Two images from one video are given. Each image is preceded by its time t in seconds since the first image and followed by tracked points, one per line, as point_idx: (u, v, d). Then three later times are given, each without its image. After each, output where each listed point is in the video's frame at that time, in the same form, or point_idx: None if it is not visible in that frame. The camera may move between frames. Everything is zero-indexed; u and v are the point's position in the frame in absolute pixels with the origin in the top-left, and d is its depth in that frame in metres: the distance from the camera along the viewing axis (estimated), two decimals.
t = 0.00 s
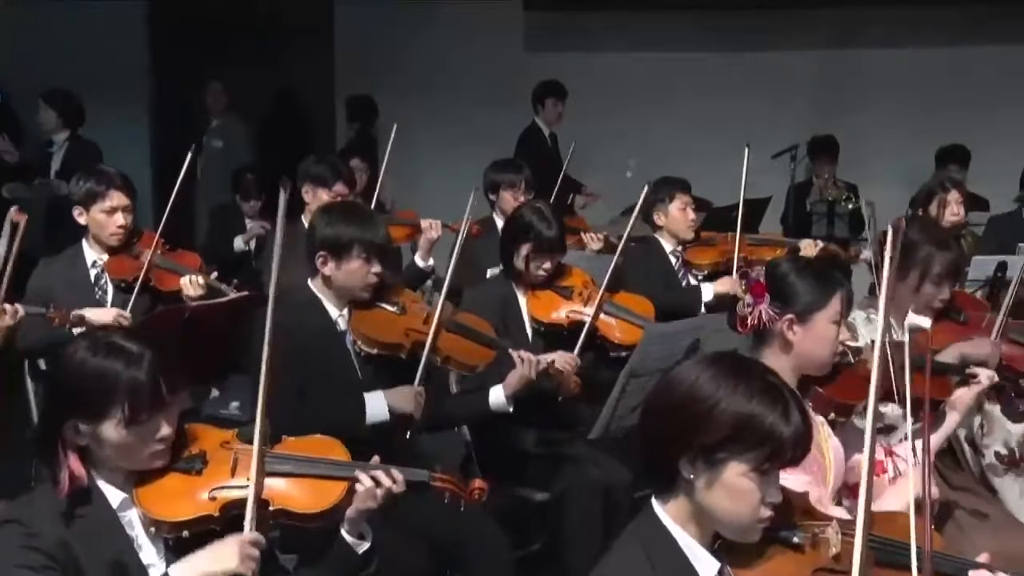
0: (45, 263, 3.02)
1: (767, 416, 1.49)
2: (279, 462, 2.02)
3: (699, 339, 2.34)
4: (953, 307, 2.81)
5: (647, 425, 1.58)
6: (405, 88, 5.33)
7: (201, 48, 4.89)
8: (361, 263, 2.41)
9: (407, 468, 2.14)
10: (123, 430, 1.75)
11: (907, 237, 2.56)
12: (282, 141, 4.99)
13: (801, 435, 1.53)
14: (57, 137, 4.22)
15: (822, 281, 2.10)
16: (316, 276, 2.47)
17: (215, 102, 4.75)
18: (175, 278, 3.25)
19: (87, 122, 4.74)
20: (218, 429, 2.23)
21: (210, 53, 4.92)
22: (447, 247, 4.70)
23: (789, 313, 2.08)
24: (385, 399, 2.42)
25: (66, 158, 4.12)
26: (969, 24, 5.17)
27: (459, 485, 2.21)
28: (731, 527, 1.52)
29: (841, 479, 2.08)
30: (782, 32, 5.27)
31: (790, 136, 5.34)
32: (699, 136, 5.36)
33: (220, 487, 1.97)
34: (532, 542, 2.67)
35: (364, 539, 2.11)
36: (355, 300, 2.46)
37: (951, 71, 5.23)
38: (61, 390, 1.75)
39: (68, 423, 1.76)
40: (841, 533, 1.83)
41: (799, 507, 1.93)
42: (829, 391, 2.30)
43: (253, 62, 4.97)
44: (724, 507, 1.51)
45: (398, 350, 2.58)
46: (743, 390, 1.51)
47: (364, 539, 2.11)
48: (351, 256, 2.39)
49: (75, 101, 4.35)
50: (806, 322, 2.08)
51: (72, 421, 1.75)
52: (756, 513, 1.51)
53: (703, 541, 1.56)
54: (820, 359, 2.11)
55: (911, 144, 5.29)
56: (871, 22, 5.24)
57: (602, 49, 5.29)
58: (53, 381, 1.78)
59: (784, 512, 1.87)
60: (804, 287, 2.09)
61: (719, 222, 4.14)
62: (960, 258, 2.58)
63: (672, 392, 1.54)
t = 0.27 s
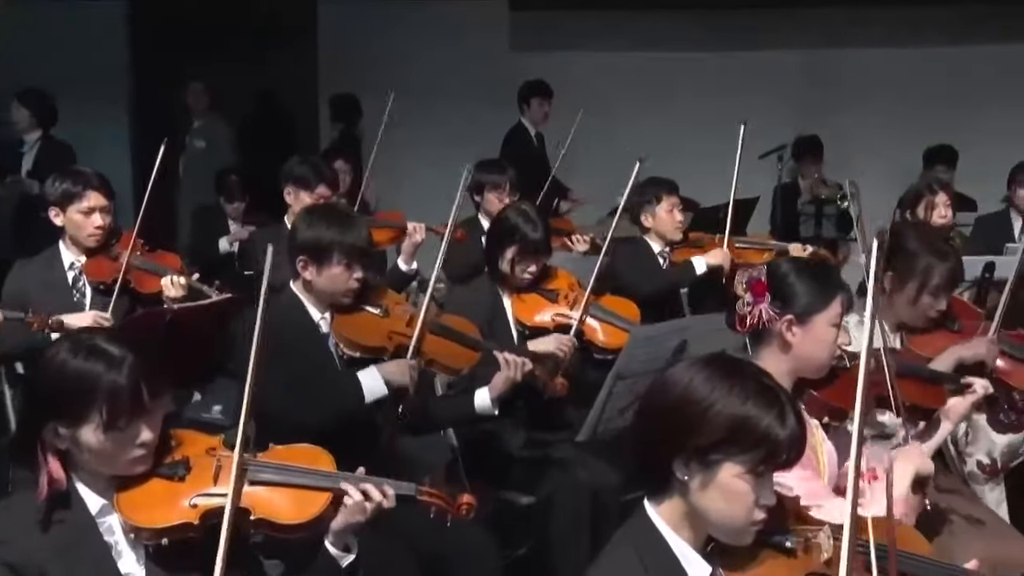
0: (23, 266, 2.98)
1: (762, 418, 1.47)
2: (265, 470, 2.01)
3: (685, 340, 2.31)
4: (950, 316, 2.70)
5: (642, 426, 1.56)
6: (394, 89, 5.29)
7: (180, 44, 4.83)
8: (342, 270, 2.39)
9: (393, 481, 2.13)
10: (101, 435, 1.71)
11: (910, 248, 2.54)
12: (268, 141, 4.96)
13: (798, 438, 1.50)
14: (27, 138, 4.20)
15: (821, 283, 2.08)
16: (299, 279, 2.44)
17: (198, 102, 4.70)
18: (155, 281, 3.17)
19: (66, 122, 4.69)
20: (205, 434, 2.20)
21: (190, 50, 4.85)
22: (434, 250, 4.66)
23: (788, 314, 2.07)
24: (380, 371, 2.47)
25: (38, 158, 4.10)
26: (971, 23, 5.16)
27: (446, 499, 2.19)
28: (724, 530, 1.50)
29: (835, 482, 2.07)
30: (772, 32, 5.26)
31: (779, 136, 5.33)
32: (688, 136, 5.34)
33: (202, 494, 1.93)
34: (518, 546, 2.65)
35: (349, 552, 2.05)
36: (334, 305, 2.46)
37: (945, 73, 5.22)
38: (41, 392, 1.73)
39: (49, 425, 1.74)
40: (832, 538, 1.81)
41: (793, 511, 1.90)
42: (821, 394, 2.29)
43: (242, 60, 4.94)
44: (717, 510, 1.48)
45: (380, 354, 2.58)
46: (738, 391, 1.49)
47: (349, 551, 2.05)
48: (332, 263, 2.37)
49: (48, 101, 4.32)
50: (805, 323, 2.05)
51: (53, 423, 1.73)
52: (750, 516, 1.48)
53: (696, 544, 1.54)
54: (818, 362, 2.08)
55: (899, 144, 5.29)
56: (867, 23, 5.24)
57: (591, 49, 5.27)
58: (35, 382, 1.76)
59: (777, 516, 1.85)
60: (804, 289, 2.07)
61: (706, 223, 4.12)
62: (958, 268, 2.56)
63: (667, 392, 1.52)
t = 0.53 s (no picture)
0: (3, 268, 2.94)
1: (753, 418, 1.46)
2: (254, 474, 1.98)
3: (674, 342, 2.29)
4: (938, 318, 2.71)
5: (632, 426, 1.55)
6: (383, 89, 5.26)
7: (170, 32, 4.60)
8: (330, 271, 2.36)
9: (383, 486, 2.09)
10: (88, 437, 1.69)
11: (898, 250, 2.53)
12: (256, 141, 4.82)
13: (789, 438, 1.50)
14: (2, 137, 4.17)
15: (809, 285, 2.07)
16: (286, 280, 2.42)
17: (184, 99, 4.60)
18: (136, 282, 3.12)
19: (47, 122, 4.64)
20: (193, 437, 2.14)
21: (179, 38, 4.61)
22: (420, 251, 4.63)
23: (776, 314, 2.06)
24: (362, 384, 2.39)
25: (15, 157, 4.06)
26: (971, 23, 5.13)
27: (436, 503, 2.15)
28: (715, 531, 1.49)
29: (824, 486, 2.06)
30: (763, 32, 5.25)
31: (767, 136, 5.33)
32: (677, 136, 5.34)
33: (189, 497, 1.90)
34: (506, 549, 2.63)
35: (337, 556, 2.07)
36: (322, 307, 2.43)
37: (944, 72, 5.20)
38: (26, 392, 1.70)
39: (33, 426, 1.71)
40: (821, 540, 1.81)
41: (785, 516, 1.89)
42: (812, 397, 2.25)
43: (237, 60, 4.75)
44: (708, 510, 1.47)
45: (368, 356, 2.51)
46: (730, 391, 1.48)
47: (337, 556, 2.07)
48: (319, 265, 2.35)
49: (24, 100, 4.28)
50: (793, 323, 2.04)
51: (37, 425, 1.70)
52: (740, 517, 1.47)
53: (686, 545, 1.53)
54: (804, 362, 2.08)
55: (887, 144, 5.30)
56: (862, 24, 5.22)
57: (582, 48, 5.24)
58: (19, 382, 1.73)
59: (767, 518, 1.84)
60: (790, 289, 2.06)
61: (695, 224, 4.11)
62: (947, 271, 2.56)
63: (658, 391, 1.51)
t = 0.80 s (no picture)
0: None
1: (739, 422, 1.45)
2: (238, 479, 1.95)
3: (660, 344, 2.28)
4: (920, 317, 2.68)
5: (618, 429, 1.53)
6: (371, 90, 5.24)
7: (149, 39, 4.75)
8: (320, 272, 2.33)
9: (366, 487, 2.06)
10: (69, 443, 1.67)
11: (872, 246, 2.51)
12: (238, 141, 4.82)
13: (776, 443, 1.48)
14: None
15: (788, 286, 2.06)
16: (273, 282, 2.38)
17: (165, 101, 4.64)
18: (116, 285, 3.07)
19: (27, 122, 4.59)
20: (173, 442, 2.11)
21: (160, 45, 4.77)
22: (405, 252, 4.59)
23: (753, 317, 2.04)
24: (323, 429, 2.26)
25: None
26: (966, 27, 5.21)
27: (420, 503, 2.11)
28: (699, 536, 1.47)
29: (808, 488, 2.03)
30: (753, 33, 5.27)
31: (754, 138, 5.33)
32: (664, 138, 5.33)
33: (171, 502, 1.87)
34: (492, 553, 2.62)
35: (322, 558, 2.05)
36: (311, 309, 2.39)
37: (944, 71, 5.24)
38: (3, 398, 1.66)
39: (11, 433, 1.67)
40: (807, 544, 1.79)
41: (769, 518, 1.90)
42: (793, 400, 2.25)
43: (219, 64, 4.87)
44: (693, 514, 1.46)
45: (354, 360, 2.45)
46: (717, 394, 1.46)
47: (322, 558, 2.05)
48: (310, 265, 2.32)
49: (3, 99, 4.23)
50: (771, 326, 2.03)
51: (16, 432, 1.66)
52: (725, 521, 1.46)
53: (671, 550, 1.51)
54: (785, 364, 2.06)
55: (873, 146, 5.31)
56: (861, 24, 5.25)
57: (573, 49, 5.25)
58: None
59: (752, 521, 1.83)
60: (769, 291, 2.05)
61: (682, 227, 4.11)
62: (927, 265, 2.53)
63: (644, 395, 1.49)
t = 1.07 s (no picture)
0: None
1: (719, 428, 1.44)
2: (219, 483, 1.92)
3: (646, 347, 2.27)
4: (898, 314, 2.72)
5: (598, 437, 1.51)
6: (357, 90, 5.19)
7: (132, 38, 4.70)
8: (299, 276, 2.30)
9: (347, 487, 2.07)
10: (48, 451, 1.63)
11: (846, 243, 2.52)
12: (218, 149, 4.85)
13: (756, 447, 1.47)
14: None
15: (765, 289, 2.04)
16: (253, 287, 2.35)
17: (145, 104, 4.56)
18: (96, 291, 3.10)
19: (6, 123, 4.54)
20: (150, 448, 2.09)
21: (143, 44, 4.72)
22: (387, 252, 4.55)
23: (731, 321, 2.03)
24: (307, 443, 2.23)
25: None
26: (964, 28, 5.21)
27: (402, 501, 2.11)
28: (681, 543, 1.47)
29: (790, 489, 2.00)
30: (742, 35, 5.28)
31: (741, 139, 5.32)
32: (652, 139, 5.32)
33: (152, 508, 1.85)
34: (476, 559, 2.61)
35: (304, 560, 2.03)
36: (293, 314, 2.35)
37: (945, 71, 5.25)
38: None
39: None
40: (790, 545, 1.78)
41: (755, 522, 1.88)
42: (773, 401, 2.23)
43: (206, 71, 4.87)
44: (675, 521, 1.45)
45: (337, 365, 2.45)
46: (696, 402, 1.45)
47: (304, 559, 2.02)
48: (290, 271, 2.29)
49: None
50: (749, 330, 2.02)
51: None
52: (707, 528, 1.45)
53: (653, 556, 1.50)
54: (763, 368, 2.04)
55: (859, 147, 5.31)
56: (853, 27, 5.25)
57: (561, 50, 5.23)
58: None
59: (736, 524, 1.82)
60: (748, 295, 2.03)
61: (667, 229, 4.11)
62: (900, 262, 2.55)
63: (622, 404, 1.47)
